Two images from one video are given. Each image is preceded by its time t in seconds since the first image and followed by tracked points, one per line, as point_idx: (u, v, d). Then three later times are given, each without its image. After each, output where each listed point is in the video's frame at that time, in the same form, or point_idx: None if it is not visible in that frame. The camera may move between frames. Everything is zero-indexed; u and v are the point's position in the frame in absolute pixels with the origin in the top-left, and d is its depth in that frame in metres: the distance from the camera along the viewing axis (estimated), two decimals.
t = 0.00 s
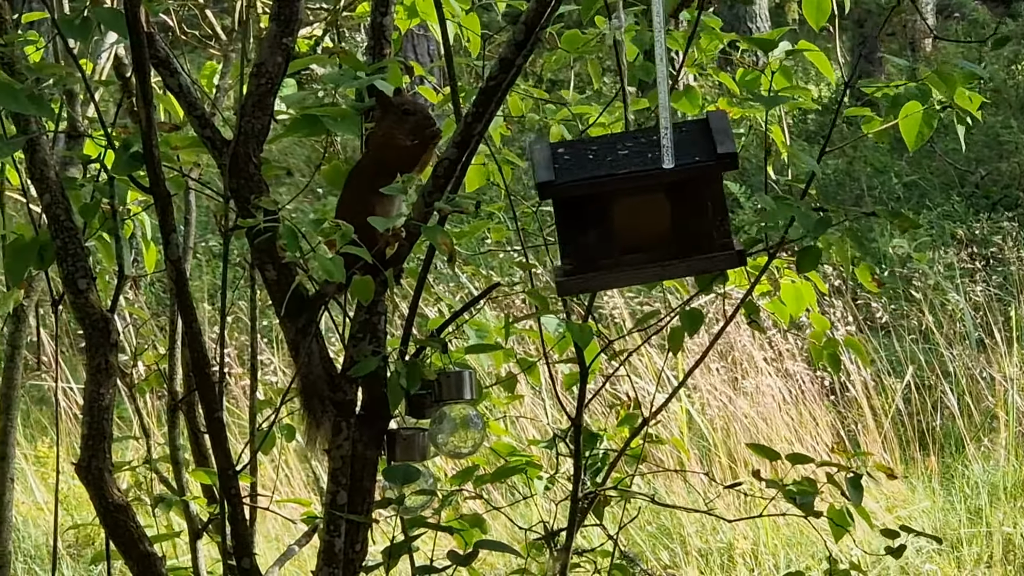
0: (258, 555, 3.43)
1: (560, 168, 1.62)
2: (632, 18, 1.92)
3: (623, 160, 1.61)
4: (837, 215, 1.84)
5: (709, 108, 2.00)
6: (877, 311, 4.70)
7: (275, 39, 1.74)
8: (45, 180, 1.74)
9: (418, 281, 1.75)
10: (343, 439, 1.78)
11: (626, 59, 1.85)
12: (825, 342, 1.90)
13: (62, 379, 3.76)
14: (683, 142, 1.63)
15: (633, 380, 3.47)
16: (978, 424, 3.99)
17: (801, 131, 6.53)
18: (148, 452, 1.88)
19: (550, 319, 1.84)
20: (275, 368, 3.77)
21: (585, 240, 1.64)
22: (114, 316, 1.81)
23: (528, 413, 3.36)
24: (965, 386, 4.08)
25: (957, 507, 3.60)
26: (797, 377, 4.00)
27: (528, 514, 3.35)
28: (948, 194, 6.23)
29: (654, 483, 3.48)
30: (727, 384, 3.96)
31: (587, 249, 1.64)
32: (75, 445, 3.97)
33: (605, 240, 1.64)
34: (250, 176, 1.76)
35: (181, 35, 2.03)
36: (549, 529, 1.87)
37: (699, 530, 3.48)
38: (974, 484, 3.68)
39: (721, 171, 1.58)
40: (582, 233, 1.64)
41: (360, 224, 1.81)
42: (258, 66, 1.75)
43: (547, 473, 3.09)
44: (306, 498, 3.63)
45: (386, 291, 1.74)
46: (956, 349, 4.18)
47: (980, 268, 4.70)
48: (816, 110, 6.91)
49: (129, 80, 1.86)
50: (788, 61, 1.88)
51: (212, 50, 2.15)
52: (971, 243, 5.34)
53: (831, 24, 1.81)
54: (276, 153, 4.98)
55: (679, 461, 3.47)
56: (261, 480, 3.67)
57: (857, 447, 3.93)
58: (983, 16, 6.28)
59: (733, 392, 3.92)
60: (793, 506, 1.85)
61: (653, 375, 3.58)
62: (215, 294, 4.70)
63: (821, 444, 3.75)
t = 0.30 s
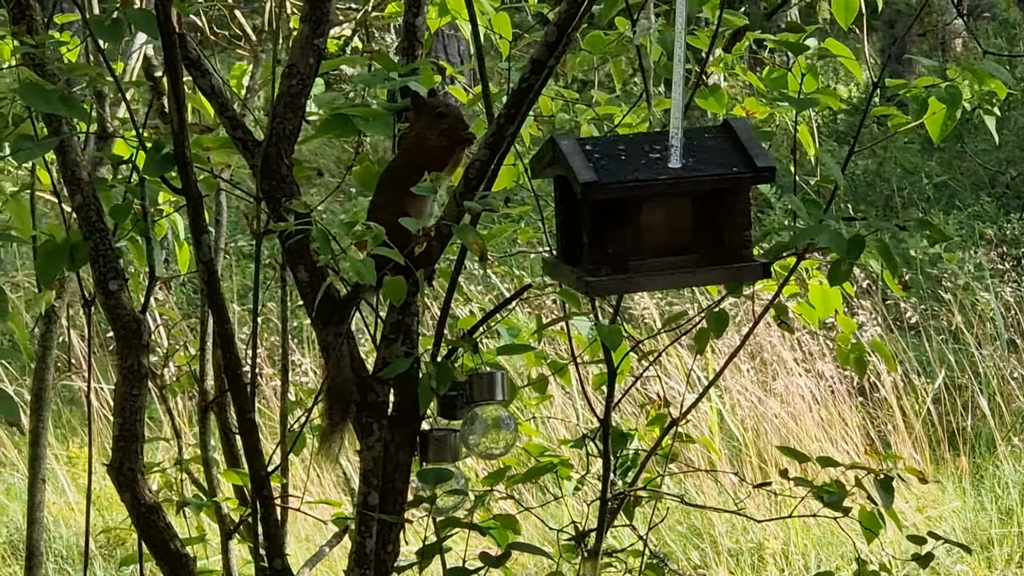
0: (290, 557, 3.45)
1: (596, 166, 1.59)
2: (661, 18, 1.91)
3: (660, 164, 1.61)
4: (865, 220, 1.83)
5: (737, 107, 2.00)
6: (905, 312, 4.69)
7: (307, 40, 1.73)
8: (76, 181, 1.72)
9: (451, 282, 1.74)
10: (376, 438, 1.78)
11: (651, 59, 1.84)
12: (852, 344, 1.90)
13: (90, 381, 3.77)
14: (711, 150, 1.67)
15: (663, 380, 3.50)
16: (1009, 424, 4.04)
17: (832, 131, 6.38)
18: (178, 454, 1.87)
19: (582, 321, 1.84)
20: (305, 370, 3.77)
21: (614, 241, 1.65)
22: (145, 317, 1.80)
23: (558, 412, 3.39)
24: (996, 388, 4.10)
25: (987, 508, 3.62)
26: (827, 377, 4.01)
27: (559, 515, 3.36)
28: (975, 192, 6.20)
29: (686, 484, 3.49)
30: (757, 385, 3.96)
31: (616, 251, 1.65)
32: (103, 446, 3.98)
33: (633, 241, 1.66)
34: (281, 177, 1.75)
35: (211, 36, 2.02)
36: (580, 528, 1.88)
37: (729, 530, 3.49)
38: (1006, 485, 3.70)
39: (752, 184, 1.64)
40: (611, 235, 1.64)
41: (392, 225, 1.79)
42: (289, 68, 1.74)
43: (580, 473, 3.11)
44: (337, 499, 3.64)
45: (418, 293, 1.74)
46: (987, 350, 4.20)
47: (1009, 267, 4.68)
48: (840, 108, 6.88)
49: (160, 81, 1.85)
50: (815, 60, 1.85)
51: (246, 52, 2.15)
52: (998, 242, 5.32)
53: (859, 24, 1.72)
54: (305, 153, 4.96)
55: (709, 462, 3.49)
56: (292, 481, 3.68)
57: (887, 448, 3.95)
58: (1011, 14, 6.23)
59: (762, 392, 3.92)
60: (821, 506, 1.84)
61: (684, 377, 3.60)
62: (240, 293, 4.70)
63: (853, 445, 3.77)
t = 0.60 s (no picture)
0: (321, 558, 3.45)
1: (631, 163, 1.57)
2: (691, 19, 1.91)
3: (693, 166, 1.60)
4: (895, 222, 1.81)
5: (766, 108, 2.01)
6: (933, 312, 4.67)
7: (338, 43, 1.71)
8: (107, 184, 1.71)
9: (483, 285, 1.72)
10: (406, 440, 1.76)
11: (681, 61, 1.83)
12: (884, 336, 1.92)
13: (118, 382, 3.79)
14: (738, 157, 1.65)
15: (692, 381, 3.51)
16: None
17: (859, 130, 6.35)
18: (211, 457, 1.87)
19: (613, 324, 1.83)
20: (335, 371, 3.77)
21: (641, 240, 1.63)
22: (177, 320, 1.79)
23: (587, 414, 3.41)
24: None
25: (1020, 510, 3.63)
26: (855, 376, 4.00)
27: (590, 516, 3.37)
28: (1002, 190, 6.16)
29: (717, 486, 3.49)
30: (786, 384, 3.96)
31: (643, 252, 1.63)
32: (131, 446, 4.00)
33: (660, 238, 1.65)
34: (312, 178, 1.73)
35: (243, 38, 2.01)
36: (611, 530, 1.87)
37: (760, 530, 3.50)
38: None
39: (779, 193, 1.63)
40: (639, 234, 1.63)
41: (423, 227, 1.76)
42: (320, 69, 1.73)
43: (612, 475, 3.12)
44: (367, 500, 3.64)
45: (450, 295, 1.72)
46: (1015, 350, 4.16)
47: None
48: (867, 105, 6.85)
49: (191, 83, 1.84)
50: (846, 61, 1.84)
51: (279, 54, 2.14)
52: None
53: (891, 26, 1.71)
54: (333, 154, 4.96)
55: (740, 463, 3.49)
56: (323, 482, 3.69)
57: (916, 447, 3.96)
58: None
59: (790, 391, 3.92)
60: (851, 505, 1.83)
61: (715, 380, 3.61)
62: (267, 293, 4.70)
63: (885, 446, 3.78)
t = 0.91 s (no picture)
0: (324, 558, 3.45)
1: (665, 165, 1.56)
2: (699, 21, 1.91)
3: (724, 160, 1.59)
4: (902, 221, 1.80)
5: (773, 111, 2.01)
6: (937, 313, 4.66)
7: (343, 42, 1.71)
8: (111, 184, 1.70)
9: (487, 285, 1.71)
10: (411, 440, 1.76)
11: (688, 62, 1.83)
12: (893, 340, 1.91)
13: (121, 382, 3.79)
14: (764, 147, 1.65)
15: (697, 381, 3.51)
16: None
17: (863, 131, 6.34)
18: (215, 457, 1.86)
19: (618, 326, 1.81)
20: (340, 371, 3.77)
21: (688, 240, 1.61)
22: (181, 320, 1.78)
23: (591, 413, 3.42)
24: None
25: None
26: (861, 377, 4.00)
27: (594, 517, 3.37)
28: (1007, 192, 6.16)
29: (721, 487, 3.49)
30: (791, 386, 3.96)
31: (692, 250, 1.62)
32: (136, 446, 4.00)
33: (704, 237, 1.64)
34: (316, 178, 1.72)
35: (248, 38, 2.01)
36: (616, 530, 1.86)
37: (765, 531, 3.50)
38: None
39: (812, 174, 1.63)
40: (686, 234, 1.61)
41: (426, 225, 1.78)
42: (325, 70, 1.72)
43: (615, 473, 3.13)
44: (372, 500, 3.64)
45: (455, 295, 1.72)
46: (1019, 350, 4.15)
47: None
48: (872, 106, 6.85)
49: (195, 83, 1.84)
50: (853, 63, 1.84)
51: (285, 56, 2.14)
52: None
53: (900, 27, 1.71)
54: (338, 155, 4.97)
55: (743, 462, 3.51)
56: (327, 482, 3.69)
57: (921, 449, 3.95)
58: None
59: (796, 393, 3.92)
60: (858, 509, 1.83)
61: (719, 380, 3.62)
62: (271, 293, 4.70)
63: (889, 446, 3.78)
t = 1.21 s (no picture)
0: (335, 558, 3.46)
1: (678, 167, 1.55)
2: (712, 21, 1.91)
3: (735, 162, 1.58)
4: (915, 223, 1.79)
5: (787, 111, 2.01)
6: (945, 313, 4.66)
7: (353, 42, 1.71)
8: (122, 184, 1.70)
9: (498, 286, 1.71)
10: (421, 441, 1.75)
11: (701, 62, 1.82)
12: (903, 344, 1.91)
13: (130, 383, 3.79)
14: (771, 148, 1.65)
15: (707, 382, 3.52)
16: None
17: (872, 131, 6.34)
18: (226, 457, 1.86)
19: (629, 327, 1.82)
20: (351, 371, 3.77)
21: (700, 243, 1.61)
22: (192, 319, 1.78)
23: (603, 414, 3.41)
24: None
25: None
26: (870, 378, 4.00)
27: (604, 517, 3.37)
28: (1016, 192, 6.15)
29: (731, 487, 3.49)
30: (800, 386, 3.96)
31: (703, 252, 1.61)
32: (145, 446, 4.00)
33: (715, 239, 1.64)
34: (327, 179, 1.72)
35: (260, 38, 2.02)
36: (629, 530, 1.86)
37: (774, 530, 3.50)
38: None
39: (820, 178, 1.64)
40: (697, 236, 1.61)
41: (438, 224, 1.83)
42: (336, 70, 1.72)
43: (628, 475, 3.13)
44: (381, 500, 3.64)
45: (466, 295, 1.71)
46: None
47: None
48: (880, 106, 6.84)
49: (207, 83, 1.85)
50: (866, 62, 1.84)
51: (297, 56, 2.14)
52: None
53: (913, 28, 1.71)
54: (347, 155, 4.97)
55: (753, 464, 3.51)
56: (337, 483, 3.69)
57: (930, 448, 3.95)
58: None
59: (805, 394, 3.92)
60: (871, 509, 1.83)
61: (730, 382, 3.62)
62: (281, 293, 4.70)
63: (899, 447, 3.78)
